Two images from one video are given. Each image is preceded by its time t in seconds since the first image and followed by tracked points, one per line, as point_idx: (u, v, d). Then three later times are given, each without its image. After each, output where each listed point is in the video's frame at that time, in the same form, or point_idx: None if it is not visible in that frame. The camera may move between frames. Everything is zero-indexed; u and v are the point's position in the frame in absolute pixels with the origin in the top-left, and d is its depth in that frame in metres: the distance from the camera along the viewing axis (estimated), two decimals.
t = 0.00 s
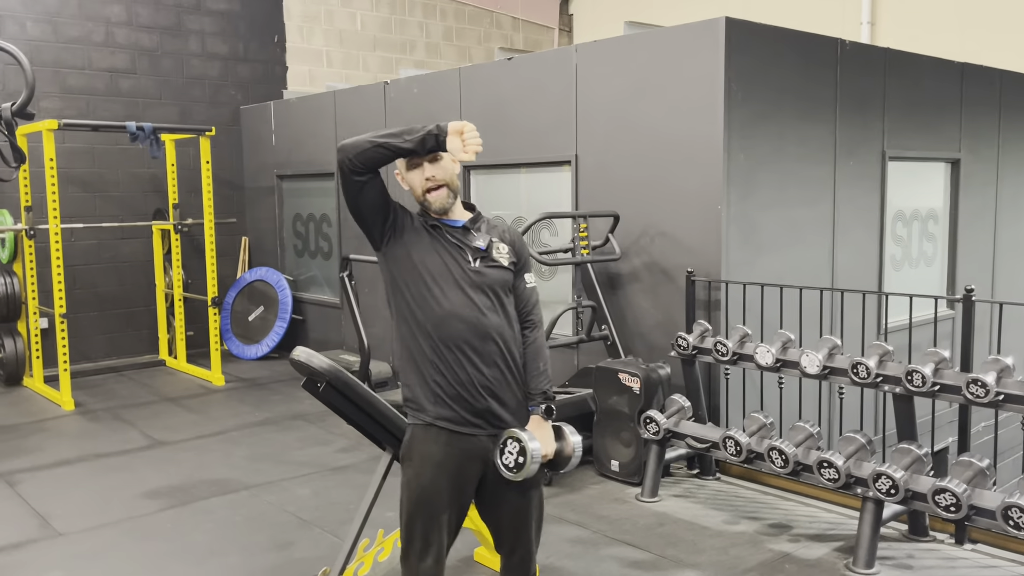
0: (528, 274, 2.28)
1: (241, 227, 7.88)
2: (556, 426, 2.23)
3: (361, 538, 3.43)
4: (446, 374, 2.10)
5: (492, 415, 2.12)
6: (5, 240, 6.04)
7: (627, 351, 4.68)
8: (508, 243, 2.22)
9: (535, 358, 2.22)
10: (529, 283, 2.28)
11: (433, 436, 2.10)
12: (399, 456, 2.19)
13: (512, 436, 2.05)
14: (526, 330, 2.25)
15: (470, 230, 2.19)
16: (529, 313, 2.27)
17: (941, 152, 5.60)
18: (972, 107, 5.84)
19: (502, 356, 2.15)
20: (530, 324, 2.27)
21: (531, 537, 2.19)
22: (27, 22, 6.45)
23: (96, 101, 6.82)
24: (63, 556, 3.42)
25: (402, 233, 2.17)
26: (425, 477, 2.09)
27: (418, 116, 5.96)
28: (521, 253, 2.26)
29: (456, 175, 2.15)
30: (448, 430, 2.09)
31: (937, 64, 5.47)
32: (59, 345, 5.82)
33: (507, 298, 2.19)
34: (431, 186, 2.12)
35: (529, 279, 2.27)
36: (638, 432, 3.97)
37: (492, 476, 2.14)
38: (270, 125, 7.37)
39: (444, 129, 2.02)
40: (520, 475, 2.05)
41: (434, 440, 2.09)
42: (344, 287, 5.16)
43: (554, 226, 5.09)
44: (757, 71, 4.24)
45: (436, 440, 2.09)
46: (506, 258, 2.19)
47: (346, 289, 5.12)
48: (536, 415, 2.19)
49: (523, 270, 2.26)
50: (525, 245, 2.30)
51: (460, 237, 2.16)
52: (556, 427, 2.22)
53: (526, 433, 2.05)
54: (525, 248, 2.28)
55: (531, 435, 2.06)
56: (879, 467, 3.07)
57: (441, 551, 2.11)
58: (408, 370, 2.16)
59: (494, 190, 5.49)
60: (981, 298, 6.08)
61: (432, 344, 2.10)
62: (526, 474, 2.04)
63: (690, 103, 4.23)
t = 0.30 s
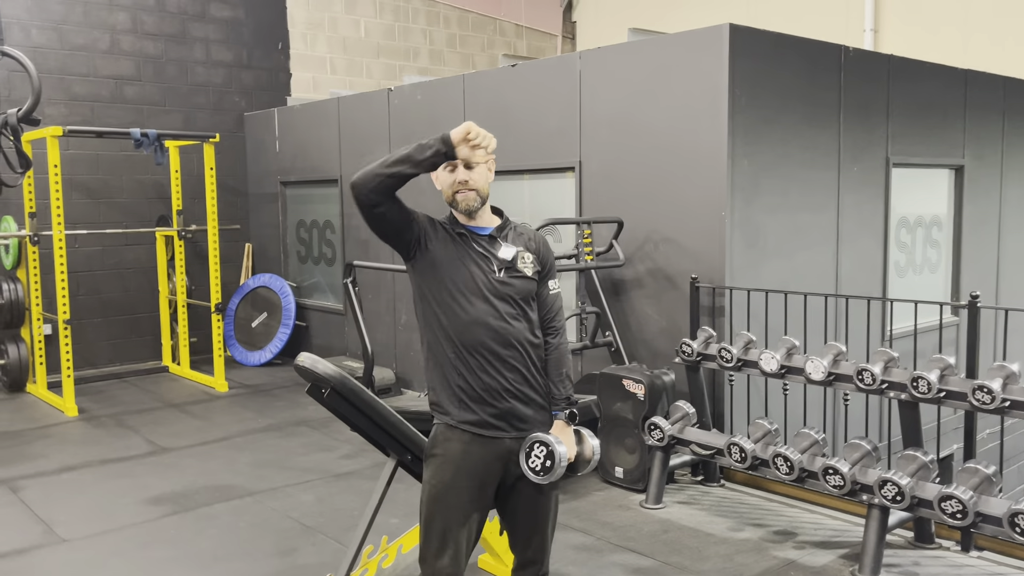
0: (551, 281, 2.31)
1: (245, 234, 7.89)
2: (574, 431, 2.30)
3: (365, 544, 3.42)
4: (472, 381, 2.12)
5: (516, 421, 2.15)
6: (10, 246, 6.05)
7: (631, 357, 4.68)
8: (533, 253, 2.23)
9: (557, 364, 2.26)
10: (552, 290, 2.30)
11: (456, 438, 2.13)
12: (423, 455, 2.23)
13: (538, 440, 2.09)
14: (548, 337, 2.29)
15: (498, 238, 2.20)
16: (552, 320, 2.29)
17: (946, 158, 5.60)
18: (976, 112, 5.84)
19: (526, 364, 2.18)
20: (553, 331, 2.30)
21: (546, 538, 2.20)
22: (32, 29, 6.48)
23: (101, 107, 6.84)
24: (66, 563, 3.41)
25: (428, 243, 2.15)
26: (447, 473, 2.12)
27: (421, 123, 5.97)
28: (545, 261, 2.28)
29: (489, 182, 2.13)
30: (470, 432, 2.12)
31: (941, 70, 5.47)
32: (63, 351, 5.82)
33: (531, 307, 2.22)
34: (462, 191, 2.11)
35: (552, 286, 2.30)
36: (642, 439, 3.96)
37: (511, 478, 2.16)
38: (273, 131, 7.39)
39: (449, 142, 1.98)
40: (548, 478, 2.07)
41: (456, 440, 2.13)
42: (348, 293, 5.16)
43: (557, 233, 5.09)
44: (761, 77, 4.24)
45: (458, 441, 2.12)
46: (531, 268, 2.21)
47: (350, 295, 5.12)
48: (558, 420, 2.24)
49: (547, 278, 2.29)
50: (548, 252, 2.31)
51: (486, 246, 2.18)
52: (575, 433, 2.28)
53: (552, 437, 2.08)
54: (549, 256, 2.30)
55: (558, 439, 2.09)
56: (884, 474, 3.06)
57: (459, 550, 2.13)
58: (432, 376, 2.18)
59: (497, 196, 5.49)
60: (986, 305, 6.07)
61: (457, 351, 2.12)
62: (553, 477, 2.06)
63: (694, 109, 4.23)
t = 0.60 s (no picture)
0: (561, 285, 2.33)
1: (246, 238, 7.89)
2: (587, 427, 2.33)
3: (367, 549, 3.42)
4: (490, 386, 2.12)
5: (532, 423, 2.17)
6: (12, 251, 6.06)
7: (633, 361, 4.67)
8: (545, 257, 2.26)
9: (566, 366, 2.30)
10: (561, 293, 2.32)
11: (471, 439, 2.13)
12: (435, 457, 2.22)
13: (559, 439, 2.11)
14: (558, 339, 2.31)
15: (513, 242, 2.22)
16: (562, 322, 2.32)
17: (947, 162, 5.59)
18: (977, 116, 5.84)
19: (540, 367, 2.20)
20: (562, 333, 2.32)
21: (555, 531, 2.24)
22: (34, 33, 6.49)
23: (103, 112, 6.86)
24: (68, 567, 3.41)
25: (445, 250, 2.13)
26: (462, 473, 2.12)
27: (423, 127, 5.98)
28: (555, 265, 2.31)
29: (512, 190, 2.17)
30: (487, 434, 2.12)
31: (942, 74, 5.47)
32: (65, 355, 5.82)
33: (543, 310, 2.24)
34: (487, 191, 2.13)
35: (561, 290, 2.33)
36: (645, 442, 3.96)
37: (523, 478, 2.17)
38: (275, 135, 7.40)
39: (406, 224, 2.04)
40: (568, 476, 2.10)
41: (470, 441, 2.13)
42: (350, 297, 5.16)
43: (559, 237, 5.09)
44: (763, 80, 4.24)
45: (473, 442, 2.12)
46: (544, 272, 2.23)
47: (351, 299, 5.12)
48: (572, 419, 2.26)
49: (557, 282, 2.31)
50: (557, 256, 2.34)
51: (502, 250, 2.18)
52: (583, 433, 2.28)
53: (573, 435, 2.11)
54: (558, 260, 2.34)
55: (577, 437, 2.12)
56: (887, 478, 3.05)
57: (472, 550, 2.14)
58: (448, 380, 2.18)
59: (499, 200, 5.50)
60: (988, 308, 6.06)
61: (474, 356, 2.12)
62: (574, 475, 2.09)
63: (696, 112, 4.23)
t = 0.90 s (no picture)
0: (559, 288, 2.34)
1: (247, 240, 7.90)
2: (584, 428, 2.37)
3: (368, 551, 3.41)
4: (491, 386, 2.13)
5: (533, 423, 2.17)
6: (12, 254, 6.06)
7: (634, 363, 4.68)
8: (544, 260, 2.27)
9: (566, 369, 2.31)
10: (560, 296, 2.33)
11: (474, 440, 2.12)
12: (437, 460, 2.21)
13: (572, 441, 2.17)
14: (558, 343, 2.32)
15: (513, 245, 2.24)
16: (562, 326, 2.32)
17: (947, 163, 5.59)
18: (977, 118, 5.84)
19: (539, 368, 2.20)
20: (561, 336, 2.33)
21: (557, 531, 2.24)
22: (35, 36, 6.50)
23: (104, 115, 6.87)
24: (68, 570, 3.41)
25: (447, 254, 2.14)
26: (467, 475, 2.12)
27: (423, 129, 5.98)
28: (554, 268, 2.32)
29: (504, 192, 2.20)
30: (490, 434, 2.12)
31: (942, 75, 5.47)
32: (66, 358, 5.83)
33: (543, 313, 2.25)
34: (481, 198, 2.15)
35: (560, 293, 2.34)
36: (645, 445, 3.96)
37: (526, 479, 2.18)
38: (276, 138, 7.41)
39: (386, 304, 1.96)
40: (583, 476, 2.17)
41: (474, 443, 2.12)
42: (350, 300, 5.16)
43: (560, 239, 5.10)
44: (763, 82, 4.25)
45: (477, 443, 2.12)
46: (544, 274, 2.24)
47: (352, 302, 5.12)
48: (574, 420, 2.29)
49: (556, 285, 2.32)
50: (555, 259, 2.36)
51: (502, 253, 2.20)
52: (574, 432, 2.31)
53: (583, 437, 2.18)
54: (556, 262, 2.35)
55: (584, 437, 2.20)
56: (887, 480, 3.05)
57: (479, 553, 2.14)
58: (449, 382, 2.18)
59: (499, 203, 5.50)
60: (988, 310, 6.06)
61: (476, 357, 2.13)
62: (588, 475, 2.17)
63: (696, 115, 4.24)
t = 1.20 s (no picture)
0: (549, 287, 2.33)
1: (248, 241, 7.91)
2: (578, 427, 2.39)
3: (368, 551, 3.42)
4: (482, 389, 2.13)
5: (527, 423, 2.16)
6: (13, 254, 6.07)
7: (634, 363, 4.68)
8: (533, 259, 2.26)
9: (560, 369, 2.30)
10: (550, 295, 2.32)
11: (467, 442, 2.13)
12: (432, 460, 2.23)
13: (571, 441, 2.20)
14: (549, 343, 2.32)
15: (498, 246, 2.23)
16: (552, 326, 2.32)
17: (947, 164, 5.59)
18: (977, 119, 5.84)
19: (531, 369, 2.20)
20: (553, 336, 2.33)
21: (554, 534, 2.24)
22: (36, 37, 6.51)
23: (105, 115, 6.88)
24: (68, 571, 3.41)
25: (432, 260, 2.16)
26: (460, 476, 2.13)
27: (424, 130, 5.99)
28: (544, 267, 2.32)
29: (485, 190, 2.19)
30: (482, 435, 2.13)
31: (942, 75, 5.47)
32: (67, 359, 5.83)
33: (533, 313, 2.24)
34: (462, 198, 2.15)
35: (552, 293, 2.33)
36: (645, 445, 3.96)
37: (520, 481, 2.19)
38: (276, 138, 7.41)
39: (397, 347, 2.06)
40: (583, 474, 2.21)
41: (467, 444, 2.13)
42: (351, 300, 5.17)
43: (560, 239, 5.10)
44: (763, 82, 4.25)
45: (470, 444, 2.13)
46: (532, 274, 2.23)
47: (353, 302, 5.13)
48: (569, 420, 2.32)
49: (546, 284, 2.31)
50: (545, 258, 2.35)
51: (488, 254, 2.20)
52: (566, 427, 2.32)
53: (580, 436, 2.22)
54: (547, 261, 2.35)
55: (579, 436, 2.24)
56: (887, 480, 3.05)
57: (473, 554, 2.16)
58: (441, 385, 2.19)
59: (499, 203, 5.50)
60: (989, 310, 6.06)
61: (466, 359, 2.13)
62: (588, 472, 2.22)
63: (696, 115, 4.24)
